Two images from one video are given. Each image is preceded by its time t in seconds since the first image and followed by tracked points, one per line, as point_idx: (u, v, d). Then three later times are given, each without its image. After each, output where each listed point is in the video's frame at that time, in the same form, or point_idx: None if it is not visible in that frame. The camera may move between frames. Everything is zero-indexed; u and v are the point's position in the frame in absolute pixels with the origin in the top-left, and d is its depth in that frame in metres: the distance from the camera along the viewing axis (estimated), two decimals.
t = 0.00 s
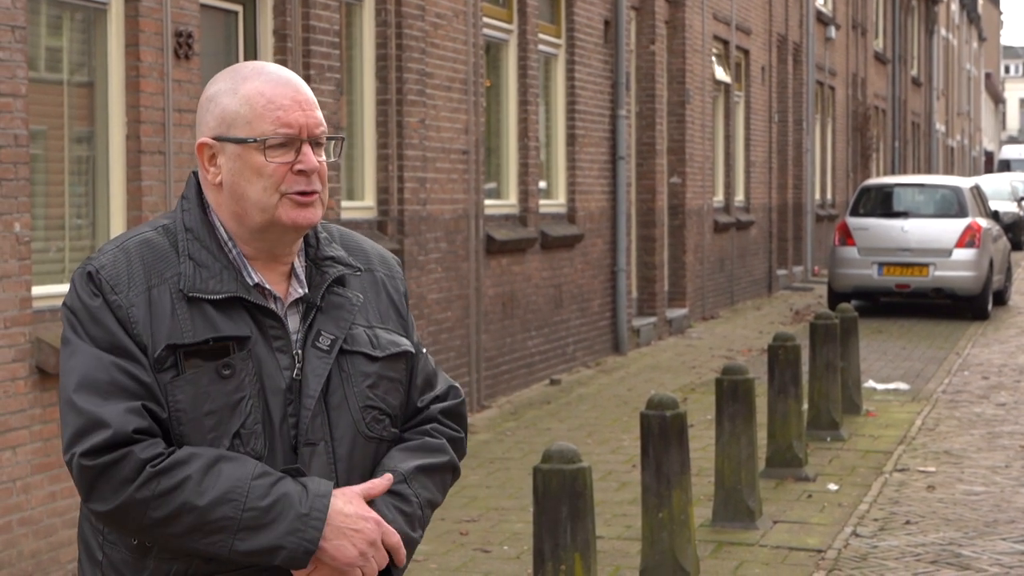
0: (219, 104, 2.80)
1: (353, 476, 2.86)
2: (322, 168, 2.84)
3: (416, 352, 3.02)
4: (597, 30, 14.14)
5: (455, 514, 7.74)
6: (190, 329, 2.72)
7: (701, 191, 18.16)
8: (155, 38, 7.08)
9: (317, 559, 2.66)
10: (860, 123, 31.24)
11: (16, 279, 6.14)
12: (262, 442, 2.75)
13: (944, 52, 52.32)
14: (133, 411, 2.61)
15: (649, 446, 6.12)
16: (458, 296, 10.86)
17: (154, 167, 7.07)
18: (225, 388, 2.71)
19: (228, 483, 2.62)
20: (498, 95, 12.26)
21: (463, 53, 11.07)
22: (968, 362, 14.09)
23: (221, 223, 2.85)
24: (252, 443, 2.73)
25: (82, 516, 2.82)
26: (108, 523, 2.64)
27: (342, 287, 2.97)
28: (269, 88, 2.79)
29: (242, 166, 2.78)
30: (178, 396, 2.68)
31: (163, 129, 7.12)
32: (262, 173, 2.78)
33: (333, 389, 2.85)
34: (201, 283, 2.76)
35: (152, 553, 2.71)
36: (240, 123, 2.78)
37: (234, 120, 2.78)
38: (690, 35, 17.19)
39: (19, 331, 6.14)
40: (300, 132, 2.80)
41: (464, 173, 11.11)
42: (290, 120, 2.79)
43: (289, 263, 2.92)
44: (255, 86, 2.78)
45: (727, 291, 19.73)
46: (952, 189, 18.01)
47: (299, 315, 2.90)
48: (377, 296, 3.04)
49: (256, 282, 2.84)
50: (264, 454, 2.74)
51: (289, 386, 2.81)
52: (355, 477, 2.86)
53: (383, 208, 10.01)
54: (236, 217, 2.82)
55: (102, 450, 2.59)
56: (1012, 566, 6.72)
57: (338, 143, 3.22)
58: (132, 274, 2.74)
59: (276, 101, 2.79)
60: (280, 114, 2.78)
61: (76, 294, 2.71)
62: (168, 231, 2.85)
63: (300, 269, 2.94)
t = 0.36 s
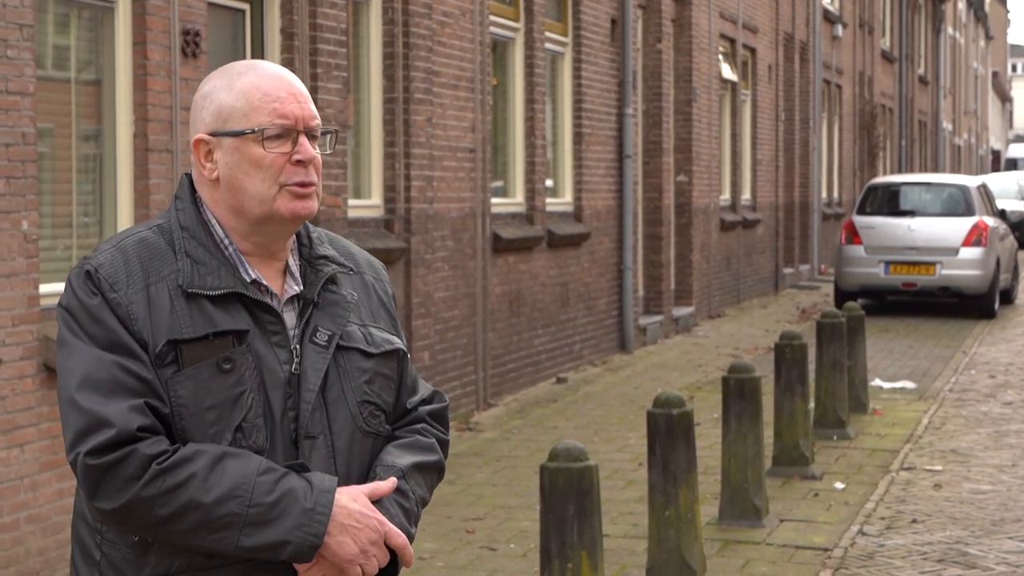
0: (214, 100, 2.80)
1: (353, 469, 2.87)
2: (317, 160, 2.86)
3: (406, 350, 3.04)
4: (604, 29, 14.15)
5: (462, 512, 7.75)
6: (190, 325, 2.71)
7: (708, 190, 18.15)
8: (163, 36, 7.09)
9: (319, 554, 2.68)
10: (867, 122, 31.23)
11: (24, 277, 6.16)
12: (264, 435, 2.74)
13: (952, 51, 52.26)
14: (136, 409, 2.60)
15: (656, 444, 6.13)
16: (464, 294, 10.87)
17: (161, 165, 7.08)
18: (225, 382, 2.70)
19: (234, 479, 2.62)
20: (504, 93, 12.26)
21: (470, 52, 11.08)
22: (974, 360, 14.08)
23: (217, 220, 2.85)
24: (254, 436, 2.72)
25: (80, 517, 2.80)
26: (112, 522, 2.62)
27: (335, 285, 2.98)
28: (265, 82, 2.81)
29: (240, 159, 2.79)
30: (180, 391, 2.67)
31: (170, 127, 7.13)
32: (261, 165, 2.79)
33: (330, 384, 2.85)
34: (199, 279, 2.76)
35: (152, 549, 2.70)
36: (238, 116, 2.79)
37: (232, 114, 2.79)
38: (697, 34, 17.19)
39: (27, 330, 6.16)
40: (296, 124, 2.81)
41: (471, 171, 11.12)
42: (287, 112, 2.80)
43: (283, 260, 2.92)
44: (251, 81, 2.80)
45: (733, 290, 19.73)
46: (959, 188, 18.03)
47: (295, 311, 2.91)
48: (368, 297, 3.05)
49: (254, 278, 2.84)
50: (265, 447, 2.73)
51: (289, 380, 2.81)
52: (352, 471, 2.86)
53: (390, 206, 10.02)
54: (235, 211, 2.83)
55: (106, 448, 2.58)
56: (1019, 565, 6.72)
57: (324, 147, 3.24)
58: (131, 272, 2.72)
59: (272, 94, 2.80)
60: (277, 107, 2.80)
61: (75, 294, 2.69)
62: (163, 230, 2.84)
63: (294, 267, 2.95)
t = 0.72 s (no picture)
0: (207, 88, 2.81)
1: (344, 456, 2.86)
2: (313, 146, 2.85)
3: (402, 338, 3.03)
4: (605, 19, 14.14)
5: (463, 502, 7.75)
6: (178, 312, 2.71)
7: (709, 180, 18.15)
8: (164, 26, 7.08)
9: (304, 539, 2.67)
10: (868, 112, 31.20)
11: (25, 267, 6.16)
12: (251, 422, 2.74)
13: (953, 41, 52.21)
14: (120, 396, 2.61)
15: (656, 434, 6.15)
16: (465, 285, 10.87)
17: (161, 156, 7.08)
18: (212, 368, 2.70)
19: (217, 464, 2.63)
20: (505, 83, 12.25)
21: (471, 42, 11.08)
22: (975, 351, 14.09)
23: (210, 208, 2.85)
24: (240, 423, 2.72)
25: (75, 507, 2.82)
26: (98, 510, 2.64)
27: (329, 272, 2.97)
28: (258, 69, 2.81)
29: (234, 144, 2.79)
30: (166, 378, 2.68)
31: (171, 118, 7.13)
32: (255, 151, 2.79)
33: (322, 371, 2.85)
34: (188, 267, 2.76)
35: (143, 537, 2.70)
36: (231, 102, 2.79)
37: (226, 101, 2.79)
38: (697, 24, 17.18)
39: (28, 320, 6.16)
40: (290, 109, 2.81)
41: (472, 161, 11.12)
42: (280, 97, 2.80)
43: (277, 247, 2.92)
44: (243, 68, 2.80)
45: (734, 281, 19.73)
46: (959, 178, 18.02)
47: (287, 299, 2.90)
48: (365, 284, 3.05)
49: (243, 265, 2.83)
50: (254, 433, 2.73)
51: (279, 367, 2.81)
52: (344, 457, 2.85)
53: (390, 196, 10.01)
54: (229, 197, 2.83)
55: (92, 435, 2.60)
56: (1019, 554, 6.72)
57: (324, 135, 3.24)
58: (119, 261, 2.73)
59: (265, 80, 2.80)
60: (270, 92, 2.79)
61: (64, 282, 2.71)
62: (155, 219, 2.85)
63: (287, 255, 2.94)
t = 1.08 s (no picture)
0: (208, 68, 2.80)
1: (346, 437, 2.85)
2: (312, 130, 2.84)
3: (405, 319, 3.02)
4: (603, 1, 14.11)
5: (461, 485, 7.76)
6: (177, 293, 2.71)
7: (707, 163, 18.13)
8: (161, 9, 7.05)
9: (304, 520, 2.67)
10: (866, 96, 31.18)
11: (22, 250, 6.15)
12: (251, 403, 2.73)
13: (951, 25, 52.12)
14: (120, 376, 2.61)
15: (654, 416, 6.12)
16: (463, 268, 10.87)
17: (160, 139, 7.06)
18: (212, 350, 2.70)
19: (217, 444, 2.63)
20: (503, 66, 12.23)
21: (469, 25, 11.05)
22: (973, 334, 14.10)
23: (211, 189, 2.85)
24: (240, 405, 2.71)
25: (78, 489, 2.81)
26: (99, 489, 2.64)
27: (330, 253, 2.96)
28: (258, 51, 2.80)
29: (233, 127, 2.78)
30: (165, 359, 2.68)
31: (168, 100, 7.10)
32: (254, 135, 2.78)
33: (322, 352, 2.84)
34: (188, 247, 2.75)
35: (143, 519, 2.69)
36: (232, 83, 2.78)
37: (225, 82, 2.78)
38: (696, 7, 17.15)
39: (25, 303, 6.15)
40: (289, 91, 2.80)
41: (469, 144, 11.11)
42: (280, 79, 2.79)
43: (277, 228, 2.91)
44: (244, 49, 2.79)
45: (732, 264, 19.73)
46: (958, 161, 18.03)
47: (288, 279, 2.89)
48: (367, 265, 3.03)
49: (244, 246, 2.83)
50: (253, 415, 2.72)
51: (279, 348, 2.80)
52: (344, 438, 2.84)
53: (388, 179, 9.99)
54: (228, 178, 2.82)
55: (92, 415, 2.60)
56: (1017, 537, 6.73)
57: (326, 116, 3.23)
58: (119, 241, 2.73)
59: (264, 61, 2.79)
60: (270, 74, 2.78)
61: (64, 264, 2.70)
62: (156, 200, 2.84)
63: (288, 236, 2.93)
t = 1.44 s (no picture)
0: (191, 55, 2.81)
1: (348, 412, 2.82)
2: (293, 113, 2.83)
3: (410, 292, 2.99)
4: None
5: (463, 475, 7.76)
6: (169, 274, 2.70)
7: (708, 152, 18.11)
8: None
9: (302, 495, 2.64)
10: (868, 84, 31.11)
11: (23, 241, 6.14)
12: (247, 382, 2.72)
13: (952, 13, 52.03)
14: (110, 359, 2.61)
15: (656, 406, 6.13)
16: (465, 258, 10.86)
17: (161, 129, 7.06)
18: (203, 329, 2.69)
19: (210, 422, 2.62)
20: (504, 55, 12.21)
21: (470, 15, 11.04)
22: (975, 322, 14.09)
23: (202, 173, 2.85)
24: (234, 383, 2.70)
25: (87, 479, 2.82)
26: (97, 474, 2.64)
27: (327, 229, 2.95)
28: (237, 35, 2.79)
29: (214, 113, 2.79)
30: (158, 340, 2.67)
31: (169, 91, 7.09)
32: (232, 120, 2.78)
33: (322, 327, 2.82)
34: (179, 229, 2.75)
35: (146, 504, 2.69)
36: (211, 69, 2.78)
37: (205, 68, 2.78)
38: None
39: (26, 295, 6.15)
40: (267, 74, 2.79)
41: (471, 134, 11.10)
42: (256, 62, 2.77)
43: (273, 208, 2.91)
44: (223, 34, 2.79)
45: (734, 253, 19.71)
46: (959, 149, 18.01)
47: (285, 256, 2.88)
48: (369, 240, 3.02)
49: (237, 226, 2.82)
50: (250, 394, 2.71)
51: (277, 326, 2.78)
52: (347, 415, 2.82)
53: (389, 169, 9.98)
54: (213, 164, 2.82)
55: (85, 400, 2.60)
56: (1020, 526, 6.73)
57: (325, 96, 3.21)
58: (109, 228, 2.74)
59: (242, 45, 2.78)
60: (246, 57, 2.77)
61: (57, 253, 2.72)
62: (150, 187, 2.84)
63: (285, 214, 2.92)
